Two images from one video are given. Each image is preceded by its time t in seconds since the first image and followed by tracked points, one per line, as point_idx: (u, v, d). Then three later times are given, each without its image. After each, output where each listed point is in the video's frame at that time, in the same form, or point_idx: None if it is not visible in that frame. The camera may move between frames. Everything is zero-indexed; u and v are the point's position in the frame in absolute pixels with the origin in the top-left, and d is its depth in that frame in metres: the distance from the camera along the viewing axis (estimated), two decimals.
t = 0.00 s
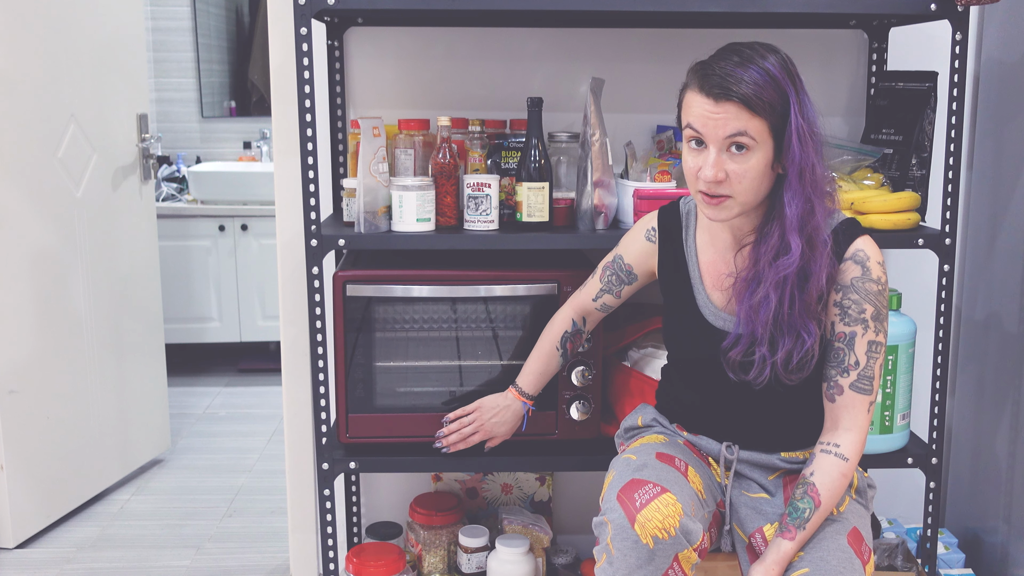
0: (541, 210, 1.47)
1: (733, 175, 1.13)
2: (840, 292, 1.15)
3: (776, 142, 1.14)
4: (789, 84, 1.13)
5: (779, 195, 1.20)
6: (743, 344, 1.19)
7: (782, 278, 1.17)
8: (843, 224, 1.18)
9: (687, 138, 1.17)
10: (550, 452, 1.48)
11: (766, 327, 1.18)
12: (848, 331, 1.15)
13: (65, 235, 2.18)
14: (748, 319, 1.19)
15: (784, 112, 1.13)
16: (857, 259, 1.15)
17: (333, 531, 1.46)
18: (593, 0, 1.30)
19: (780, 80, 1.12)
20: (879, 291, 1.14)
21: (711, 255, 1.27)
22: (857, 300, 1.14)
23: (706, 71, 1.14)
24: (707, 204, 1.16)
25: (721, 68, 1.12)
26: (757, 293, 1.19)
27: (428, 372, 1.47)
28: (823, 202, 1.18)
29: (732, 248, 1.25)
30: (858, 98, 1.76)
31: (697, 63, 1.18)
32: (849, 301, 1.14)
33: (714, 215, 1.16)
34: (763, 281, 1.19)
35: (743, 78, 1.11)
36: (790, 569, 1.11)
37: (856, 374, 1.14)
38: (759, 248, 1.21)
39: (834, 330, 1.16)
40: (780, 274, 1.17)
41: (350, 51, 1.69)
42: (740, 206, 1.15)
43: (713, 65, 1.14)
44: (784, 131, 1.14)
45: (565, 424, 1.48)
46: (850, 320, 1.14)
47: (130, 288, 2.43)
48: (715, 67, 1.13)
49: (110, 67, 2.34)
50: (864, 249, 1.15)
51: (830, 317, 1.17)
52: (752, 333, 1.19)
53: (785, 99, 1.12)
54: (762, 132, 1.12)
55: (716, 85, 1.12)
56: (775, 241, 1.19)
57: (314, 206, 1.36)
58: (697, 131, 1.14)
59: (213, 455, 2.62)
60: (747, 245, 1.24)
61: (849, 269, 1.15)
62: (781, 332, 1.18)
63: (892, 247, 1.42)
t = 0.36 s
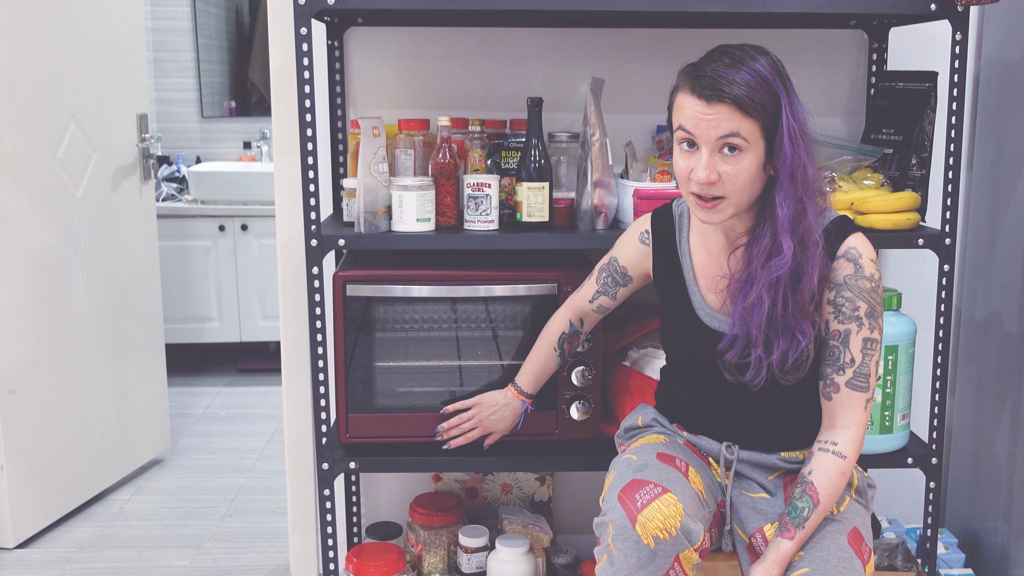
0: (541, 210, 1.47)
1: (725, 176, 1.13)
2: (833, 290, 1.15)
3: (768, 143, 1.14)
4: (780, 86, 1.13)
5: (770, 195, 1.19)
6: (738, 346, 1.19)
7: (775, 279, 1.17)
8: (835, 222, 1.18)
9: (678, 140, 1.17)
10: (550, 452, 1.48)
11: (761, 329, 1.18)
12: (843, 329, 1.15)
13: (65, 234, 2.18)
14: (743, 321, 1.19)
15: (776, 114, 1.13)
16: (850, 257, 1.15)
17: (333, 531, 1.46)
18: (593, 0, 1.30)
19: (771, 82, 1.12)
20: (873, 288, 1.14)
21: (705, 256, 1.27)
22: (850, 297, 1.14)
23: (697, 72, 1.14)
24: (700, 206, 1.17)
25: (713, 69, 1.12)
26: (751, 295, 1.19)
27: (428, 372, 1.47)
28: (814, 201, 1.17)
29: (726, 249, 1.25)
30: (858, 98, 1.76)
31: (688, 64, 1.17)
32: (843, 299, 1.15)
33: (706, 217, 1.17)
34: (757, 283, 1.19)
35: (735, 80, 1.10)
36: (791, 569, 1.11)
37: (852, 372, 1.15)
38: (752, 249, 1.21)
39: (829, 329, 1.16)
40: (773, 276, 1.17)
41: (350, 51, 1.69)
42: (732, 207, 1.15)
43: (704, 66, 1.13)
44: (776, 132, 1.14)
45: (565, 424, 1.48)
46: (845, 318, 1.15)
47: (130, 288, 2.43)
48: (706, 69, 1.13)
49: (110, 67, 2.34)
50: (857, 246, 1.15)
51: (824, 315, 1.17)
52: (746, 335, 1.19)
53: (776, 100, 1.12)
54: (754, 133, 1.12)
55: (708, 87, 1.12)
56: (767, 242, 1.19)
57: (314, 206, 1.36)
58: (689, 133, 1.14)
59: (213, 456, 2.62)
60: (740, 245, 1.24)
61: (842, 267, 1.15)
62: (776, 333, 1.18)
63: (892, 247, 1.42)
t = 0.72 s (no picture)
0: (541, 210, 1.47)
1: (721, 174, 1.13)
2: (823, 281, 1.16)
3: (759, 140, 1.15)
4: (770, 83, 1.14)
5: (760, 192, 1.20)
6: (732, 341, 1.19)
7: (766, 274, 1.18)
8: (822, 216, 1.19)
9: (672, 140, 1.16)
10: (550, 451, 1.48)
11: (753, 324, 1.18)
12: (834, 320, 1.15)
13: (65, 235, 2.18)
14: (736, 316, 1.20)
15: (767, 110, 1.14)
16: (839, 247, 1.15)
17: (333, 531, 1.46)
18: (592, 0, 1.30)
19: (761, 79, 1.13)
20: (863, 277, 1.14)
21: (695, 256, 1.27)
22: (840, 288, 1.14)
23: (688, 72, 1.14)
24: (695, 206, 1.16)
25: (704, 68, 1.12)
26: (743, 290, 1.19)
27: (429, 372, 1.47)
28: (805, 197, 1.19)
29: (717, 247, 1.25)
30: (858, 97, 1.76)
31: (677, 65, 1.17)
32: (833, 290, 1.15)
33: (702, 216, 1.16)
34: (747, 278, 1.19)
35: (727, 78, 1.11)
36: (790, 568, 1.11)
37: (843, 363, 1.15)
38: (743, 246, 1.21)
39: (820, 321, 1.17)
40: (764, 270, 1.17)
41: (350, 51, 1.69)
42: (728, 205, 1.15)
43: (695, 66, 1.14)
44: (767, 128, 1.15)
45: (565, 424, 1.48)
46: (835, 309, 1.15)
47: (130, 288, 2.43)
48: (697, 69, 1.13)
49: (110, 67, 2.34)
50: (846, 237, 1.15)
51: (815, 307, 1.17)
52: (738, 330, 1.19)
53: (767, 98, 1.13)
54: (748, 131, 1.13)
55: (701, 86, 1.12)
56: (757, 238, 1.19)
57: (314, 206, 1.36)
58: (683, 132, 1.14)
59: (213, 456, 2.62)
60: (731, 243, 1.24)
61: (831, 258, 1.15)
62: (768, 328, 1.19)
63: (892, 247, 1.42)
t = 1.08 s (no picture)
0: (541, 210, 1.47)
1: (717, 176, 1.13)
2: (826, 280, 1.19)
3: (754, 140, 1.15)
4: (763, 83, 1.14)
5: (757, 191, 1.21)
6: (737, 342, 1.19)
7: (765, 271, 1.19)
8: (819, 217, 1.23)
9: (666, 145, 1.16)
10: (550, 451, 1.48)
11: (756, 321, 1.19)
12: (835, 318, 1.18)
13: (66, 235, 2.18)
14: (738, 315, 1.20)
15: (760, 111, 1.13)
16: (840, 247, 1.19)
17: (333, 531, 1.45)
18: (592, 1, 1.30)
19: (753, 81, 1.13)
20: (862, 277, 1.18)
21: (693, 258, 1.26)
22: (842, 287, 1.18)
23: (679, 77, 1.14)
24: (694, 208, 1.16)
25: (695, 73, 1.12)
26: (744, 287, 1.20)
27: (428, 372, 1.48)
28: (803, 196, 1.20)
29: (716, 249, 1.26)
30: (858, 98, 1.76)
31: (668, 70, 1.17)
32: (835, 289, 1.18)
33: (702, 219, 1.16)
34: (747, 275, 1.20)
35: (718, 81, 1.11)
36: (786, 567, 1.10)
37: (843, 360, 1.17)
38: (742, 244, 1.22)
39: (820, 319, 1.19)
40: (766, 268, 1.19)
41: (350, 51, 1.69)
42: (727, 206, 1.15)
43: (685, 70, 1.14)
44: (760, 127, 1.14)
45: (565, 424, 1.48)
46: (836, 307, 1.18)
47: (130, 288, 2.43)
48: (688, 73, 1.13)
49: (110, 67, 2.34)
50: (846, 237, 1.20)
51: (816, 306, 1.20)
52: (742, 328, 1.20)
53: (760, 98, 1.13)
54: (741, 132, 1.13)
55: (691, 91, 1.12)
56: (755, 236, 1.20)
57: (314, 206, 1.36)
58: (676, 137, 1.14)
59: (213, 456, 2.62)
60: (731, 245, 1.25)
61: (834, 257, 1.19)
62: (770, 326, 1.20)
63: (892, 247, 1.42)
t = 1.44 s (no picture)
0: (541, 210, 1.47)
1: (746, 177, 1.14)
2: (842, 299, 1.19)
3: (786, 142, 1.15)
4: (799, 84, 1.14)
5: (783, 199, 1.21)
6: (750, 352, 1.20)
7: (788, 281, 1.19)
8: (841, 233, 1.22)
9: (695, 141, 1.16)
10: (550, 452, 1.48)
11: (775, 332, 1.19)
12: (848, 337, 1.19)
13: (66, 235, 2.18)
14: (755, 326, 1.20)
15: (795, 112, 1.14)
16: (857, 266, 1.20)
17: (333, 531, 1.46)
18: (592, 1, 1.30)
19: (789, 80, 1.13)
20: (877, 296, 1.19)
21: (706, 265, 1.25)
22: (857, 306, 1.19)
23: (714, 71, 1.14)
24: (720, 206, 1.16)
25: (731, 67, 1.13)
26: (765, 297, 1.20)
27: (428, 372, 1.48)
28: (829, 207, 1.20)
29: (730, 257, 1.26)
30: (858, 97, 1.76)
31: (703, 64, 1.18)
32: (850, 308, 1.19)
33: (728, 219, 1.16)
34: (769, 285, 1.20)
35: (754, 77, 1.11)
36: (788, 570, 1.11)
37: (854, 380, 1.19)
38: (765, 253, 1.22)
39: (833, 337, 1.20)
40: (788, 277, 1.19)
41: (350, 51, 1.69)
42: (753, 208, 1.16)
43: (721, 64, 1.14)
44: (794, 130, 1.15)
45: (565, 424, 1.48)
46: (850, 327, 1.19)
47: (130, 288, 2.43)
48: (724, 67, 1.13)
49: (110, 67, 2.34)
50: (863, 256, 1.20)
51: (830, 323, 1.21)
52: (760, 337, 1.20)
53: (795, 98, 1.14)
54: (775, 132, 1.13)
55: (728, 85, 1.12)
56: (781, 245, 1.20)
57: (314, 206, 1.36)
58: (709, 131, 1.14)
59: (213, 456, 2.62)
60: (748, 253, 1.25)
61: (850, 276, 1.20)
62: (787, 340, 1.21)
63: (892, 247, 1.42)
